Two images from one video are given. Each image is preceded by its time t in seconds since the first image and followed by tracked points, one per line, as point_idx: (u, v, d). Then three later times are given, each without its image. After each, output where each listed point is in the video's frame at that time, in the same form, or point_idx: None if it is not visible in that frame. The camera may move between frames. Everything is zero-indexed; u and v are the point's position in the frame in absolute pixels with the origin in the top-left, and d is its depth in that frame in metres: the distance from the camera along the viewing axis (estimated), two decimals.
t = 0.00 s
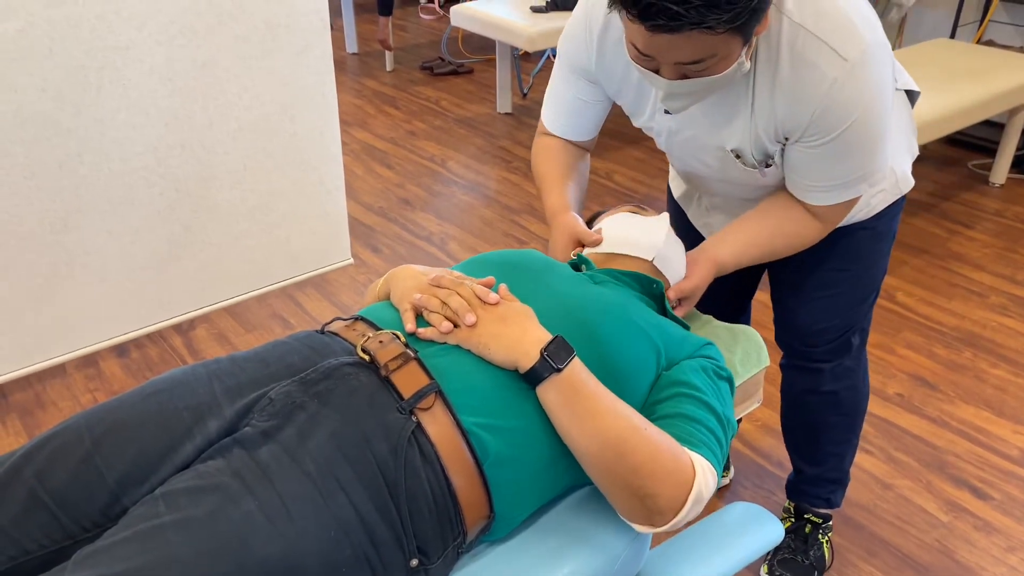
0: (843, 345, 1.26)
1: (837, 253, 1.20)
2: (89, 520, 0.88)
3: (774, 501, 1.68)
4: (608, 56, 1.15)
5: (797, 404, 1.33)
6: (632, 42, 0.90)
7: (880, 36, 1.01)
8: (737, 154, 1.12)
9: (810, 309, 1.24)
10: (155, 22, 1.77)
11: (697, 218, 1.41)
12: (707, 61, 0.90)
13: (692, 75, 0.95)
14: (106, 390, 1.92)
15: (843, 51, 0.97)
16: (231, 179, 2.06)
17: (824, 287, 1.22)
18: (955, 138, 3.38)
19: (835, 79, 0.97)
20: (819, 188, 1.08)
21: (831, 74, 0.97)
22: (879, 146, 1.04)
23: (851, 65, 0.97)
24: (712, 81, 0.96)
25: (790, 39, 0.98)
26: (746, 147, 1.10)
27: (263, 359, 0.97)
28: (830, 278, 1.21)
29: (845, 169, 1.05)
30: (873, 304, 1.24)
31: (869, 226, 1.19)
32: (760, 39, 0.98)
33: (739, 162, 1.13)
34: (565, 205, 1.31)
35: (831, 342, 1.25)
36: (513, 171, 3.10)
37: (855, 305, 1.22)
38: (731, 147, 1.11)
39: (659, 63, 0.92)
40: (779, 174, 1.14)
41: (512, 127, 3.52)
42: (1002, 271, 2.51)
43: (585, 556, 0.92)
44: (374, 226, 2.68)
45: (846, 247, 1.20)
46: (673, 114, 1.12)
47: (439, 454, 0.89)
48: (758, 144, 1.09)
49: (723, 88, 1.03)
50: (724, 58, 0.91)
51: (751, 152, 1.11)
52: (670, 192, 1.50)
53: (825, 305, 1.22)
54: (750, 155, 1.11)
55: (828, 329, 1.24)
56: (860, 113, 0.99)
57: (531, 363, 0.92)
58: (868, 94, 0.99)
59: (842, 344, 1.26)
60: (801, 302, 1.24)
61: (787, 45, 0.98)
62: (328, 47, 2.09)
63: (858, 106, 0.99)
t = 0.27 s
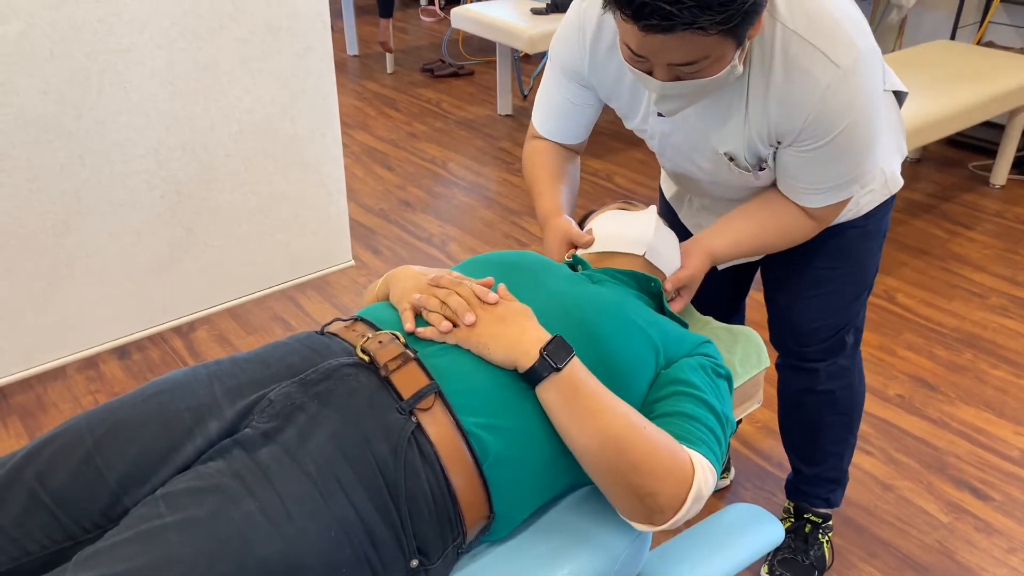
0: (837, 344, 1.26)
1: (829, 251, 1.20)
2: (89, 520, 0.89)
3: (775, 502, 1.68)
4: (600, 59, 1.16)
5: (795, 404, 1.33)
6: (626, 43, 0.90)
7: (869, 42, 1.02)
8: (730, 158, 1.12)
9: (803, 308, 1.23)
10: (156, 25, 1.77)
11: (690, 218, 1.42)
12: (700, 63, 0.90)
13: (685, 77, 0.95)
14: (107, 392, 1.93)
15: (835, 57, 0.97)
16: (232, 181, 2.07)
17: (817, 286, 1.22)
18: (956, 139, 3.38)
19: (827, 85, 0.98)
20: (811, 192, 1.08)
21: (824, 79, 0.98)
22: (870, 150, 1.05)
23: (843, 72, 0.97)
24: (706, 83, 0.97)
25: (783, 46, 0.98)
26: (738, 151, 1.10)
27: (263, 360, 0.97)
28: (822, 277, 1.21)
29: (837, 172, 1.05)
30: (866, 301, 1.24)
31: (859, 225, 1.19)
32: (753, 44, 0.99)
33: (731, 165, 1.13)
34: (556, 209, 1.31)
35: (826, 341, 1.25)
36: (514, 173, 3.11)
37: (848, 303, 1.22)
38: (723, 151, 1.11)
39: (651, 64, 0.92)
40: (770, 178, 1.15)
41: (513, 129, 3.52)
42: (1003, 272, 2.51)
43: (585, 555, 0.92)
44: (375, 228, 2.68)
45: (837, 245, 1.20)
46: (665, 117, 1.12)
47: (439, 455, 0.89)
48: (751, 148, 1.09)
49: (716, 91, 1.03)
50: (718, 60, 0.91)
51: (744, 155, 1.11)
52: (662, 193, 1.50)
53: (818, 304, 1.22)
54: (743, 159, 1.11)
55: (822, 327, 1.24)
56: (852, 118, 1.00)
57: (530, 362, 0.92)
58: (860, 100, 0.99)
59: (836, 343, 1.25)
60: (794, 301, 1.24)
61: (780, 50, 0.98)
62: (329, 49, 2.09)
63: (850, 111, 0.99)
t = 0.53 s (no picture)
0: (836, 345, 1.26)
1: (826, 253, 1.20)
2: (91, 522, 0.89)
3: (776, 503, 1.68)
4: (596, 60, 1.16)
5: (794, 405, 1.33)
6: (623, 45, 0.91)
7: (866, 51, 1.02)
8: (723, 160, 1.13)
9: (802, 310, 1.24)
10: (157, 27, 1.78)
11: (687, 220, 1.42)
12: (697, 67, 0.91)
13: (681, 80, 0.95)
14: (108, 394, 1.93)
15: (831, 63, 0.97)
16: (233, 183, 2.07)
17: (816, 288, 1.22)
18: (956, 141, 3.39)
19: (821, 91, 0.98)
20: (803, 200, 1.08)
21: (819, 85, 0.98)
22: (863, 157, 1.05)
23: (838, 79, 0.98)
24: (700, 87, 0.97)
25: (780, 49, 0.98)
26: (733, 154, 1.11)
27: (263, 362, 0.97)
28: (820, 278, 1.21)
29: (830, 180, 1.05)
30: (863, 301, 1.25)
31: (857, 224, 1.19)
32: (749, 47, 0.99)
33: (725, 168, 1.14)
34: (579, 190, 1.32)
35: (824, 342, 1.25)
36: (515, 175, 3.11)
37: (846, 303, 1.23)
38: (717, 154, 1.12)
39: (648, 67, 0.93)
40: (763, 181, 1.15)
41: (513, 131, 3.53)
42: (1003, 273, 2.51)
43: (587, 554, 0.92)
44: (376, 230, 2.69)
45: (834, 246, 1.20)
46: (661, 118, 1.13)
47: (440, 456, 0.89)
48: (745, 151, 1.10)
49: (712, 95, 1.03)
50: (713, 65, 0.92)
51: (738, 158, 1.12)
52: (659, 193, 1.51)
53: (816, 305, 1.22)
54: (737, 162, 1.12)
55: (821, 328, 1.24)
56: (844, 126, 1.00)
57: (533, 364, 0.93)
58: (853, 109, 0.99)
59: (835, 343, 1.26)
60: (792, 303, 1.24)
61: (776, 54, 0.98)
62: (330, 51, 2.10)
63: (843, 119, 0.99)
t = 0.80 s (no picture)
0: (837, 348, 1.26)
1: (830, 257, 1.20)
2: (92, 523, 0.89)
3: (776, 504, 1.68)
4: (602, 62, 1.16)
5: (796, 408, 1.33)
6: (624, 47, 0.91)
7: (870, 56, 1.02)
8: (727, 163, 1.13)
9: (804, 312, 1.24)
10: (157, 29, 1.78)
11: (690, 221, 1.44)
12: (697, 69, 0.90)
13: (682, 82, 0.95)
14: (109, 395, 1.93)
15: (835, 67, 0.97)
16: (234, 184, 2.07)
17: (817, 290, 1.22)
18: (956, 141, 3.39)
19: (826, 95, 0.98)
20: (809, 206, 1.07)
21: (822, 89, 0.98)
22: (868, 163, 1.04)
23: (842, 82, 0.98)
24: (702, 90, 0.97)
25: (784, 52, 0.98)
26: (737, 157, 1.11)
27: (265, 363, 0.97)
28: (822, 280, 1.21)
29: (834, 185, 1.05)
30: (866, 304, 1.25)
31: (862, 226, 1.19)
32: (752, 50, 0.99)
33: (727, 170, 1.14)
34: (586, 191, 1.32)
35: (826, 344, 1.26)
36: (515, 176, 3.11)
37: (848, 305, 1.22)
38: (721, 156, 1.12)
39: (649, 69, 0.92)
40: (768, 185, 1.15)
41: (513, 132, 3.53)
42: (1004, 274, 2.51)
43: (588, 557, 0.92)
44: (376, 231, 2.69)
45: (839, 248, 1.19)
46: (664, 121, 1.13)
47: (443, 458, 0.89)
48: (749, 155, 1.10)
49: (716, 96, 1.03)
50: (714, 68, 0.91)
51: (740, 162, 1.12)
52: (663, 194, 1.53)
53: (819, 308, 1.23)
54: (740, 165, 1.13)
55: (824, 330, 1.24)
56: (850, 130, 0.99)
57: (540, 368, 0.92)
58: (859, 113, 0.99)
59: (837, 346, 1.26)
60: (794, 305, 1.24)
61: (779, 57, 0.98)
62: (330, 53, 2.10)
63: (848, 123, 0.99)
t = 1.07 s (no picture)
0: (846, 353, 1.25)
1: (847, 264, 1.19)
2: (91, 524, 0.88)
3: (777, 506, 1.67)
4: (615, 60, 1.16)
5: (801, 411, 1.33)
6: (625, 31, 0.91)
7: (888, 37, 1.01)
8: (744, 157, 1.13)
9: (814, 317, 1.23)
10: (157, 30, 1.78)
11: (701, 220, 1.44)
12: (699, 51, 0.90)
13: (685, 67, 0.95)
14: (109, 397, 1.93)
15: (852, 48, 0.96)
16: (233, 185, 2.07)
17: (828, 295, 1.21)
18: (957, 143, 3.39)
19: (846, 77, 0.97)
20: (845, 194, 1.06)
21: (840, 72, 0.97)
22: (895, 147, 1.02)
23: (862, 63, 0.96)
24: (709, 75, 0.96)
25: (798, 36, 0.98)
26: (755, 151, 1.11)
27: (264, 363, 0.97)
28: (832, 286, 1.21)
29: (860, 170, 1.03)
30: (876, 310, 1.24)
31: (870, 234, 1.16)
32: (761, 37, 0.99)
33: (745, 164, 1.14)
34: (600, 206, 1.33)
35: (834, 350, 1.25)
36: (515, 177, 3.11)
37: (857, 311, 1.22)
38: (738, 150, 1.12)
39: (651, 53, 0.92)
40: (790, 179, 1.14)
41: (514, 133, 3.53)
42: (1004, 275, 2.51)
43: (583, 561, 0.92)
44: (376, 232, 2.69)
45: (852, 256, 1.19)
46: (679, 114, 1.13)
47: (439, 456, 0.89)
48: (769, 148, 1.10)
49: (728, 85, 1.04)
50: (716, 50, 0.91)
51: (760, 156, 1.12)
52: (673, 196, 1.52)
53: (830, 312, 1.22)
54: (758, 160, 1.12)
55: (833, 335, 1.23)
56: (876, 111, 0.98)
57: (533, 367, 0.92)
58: (883, 94, 0.98)
59: (846, 351, 1.25)
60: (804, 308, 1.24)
61: (795, 42, 0.98)
62: (331, 55, 2.10)
63: (873, 105, 0.97)
